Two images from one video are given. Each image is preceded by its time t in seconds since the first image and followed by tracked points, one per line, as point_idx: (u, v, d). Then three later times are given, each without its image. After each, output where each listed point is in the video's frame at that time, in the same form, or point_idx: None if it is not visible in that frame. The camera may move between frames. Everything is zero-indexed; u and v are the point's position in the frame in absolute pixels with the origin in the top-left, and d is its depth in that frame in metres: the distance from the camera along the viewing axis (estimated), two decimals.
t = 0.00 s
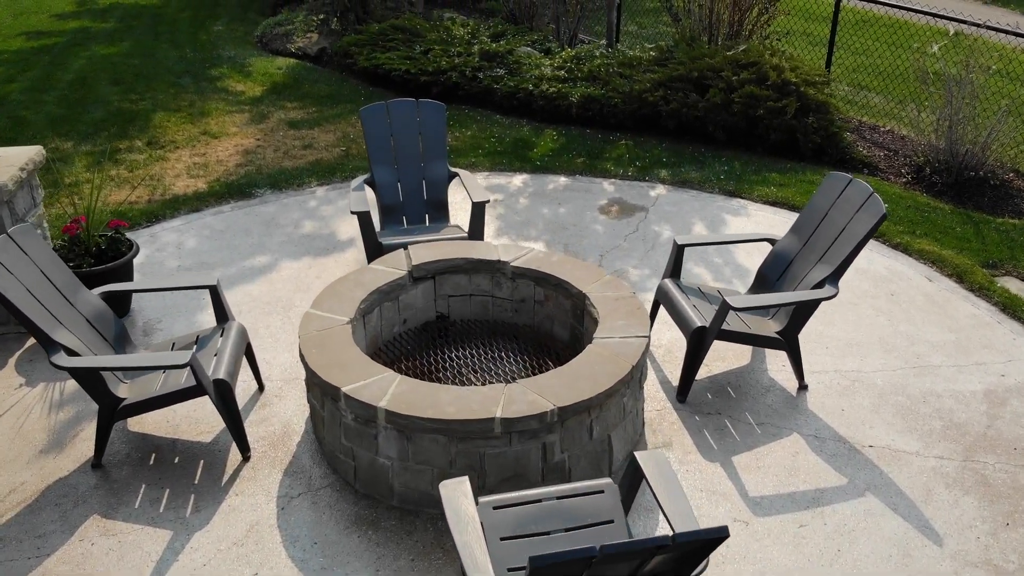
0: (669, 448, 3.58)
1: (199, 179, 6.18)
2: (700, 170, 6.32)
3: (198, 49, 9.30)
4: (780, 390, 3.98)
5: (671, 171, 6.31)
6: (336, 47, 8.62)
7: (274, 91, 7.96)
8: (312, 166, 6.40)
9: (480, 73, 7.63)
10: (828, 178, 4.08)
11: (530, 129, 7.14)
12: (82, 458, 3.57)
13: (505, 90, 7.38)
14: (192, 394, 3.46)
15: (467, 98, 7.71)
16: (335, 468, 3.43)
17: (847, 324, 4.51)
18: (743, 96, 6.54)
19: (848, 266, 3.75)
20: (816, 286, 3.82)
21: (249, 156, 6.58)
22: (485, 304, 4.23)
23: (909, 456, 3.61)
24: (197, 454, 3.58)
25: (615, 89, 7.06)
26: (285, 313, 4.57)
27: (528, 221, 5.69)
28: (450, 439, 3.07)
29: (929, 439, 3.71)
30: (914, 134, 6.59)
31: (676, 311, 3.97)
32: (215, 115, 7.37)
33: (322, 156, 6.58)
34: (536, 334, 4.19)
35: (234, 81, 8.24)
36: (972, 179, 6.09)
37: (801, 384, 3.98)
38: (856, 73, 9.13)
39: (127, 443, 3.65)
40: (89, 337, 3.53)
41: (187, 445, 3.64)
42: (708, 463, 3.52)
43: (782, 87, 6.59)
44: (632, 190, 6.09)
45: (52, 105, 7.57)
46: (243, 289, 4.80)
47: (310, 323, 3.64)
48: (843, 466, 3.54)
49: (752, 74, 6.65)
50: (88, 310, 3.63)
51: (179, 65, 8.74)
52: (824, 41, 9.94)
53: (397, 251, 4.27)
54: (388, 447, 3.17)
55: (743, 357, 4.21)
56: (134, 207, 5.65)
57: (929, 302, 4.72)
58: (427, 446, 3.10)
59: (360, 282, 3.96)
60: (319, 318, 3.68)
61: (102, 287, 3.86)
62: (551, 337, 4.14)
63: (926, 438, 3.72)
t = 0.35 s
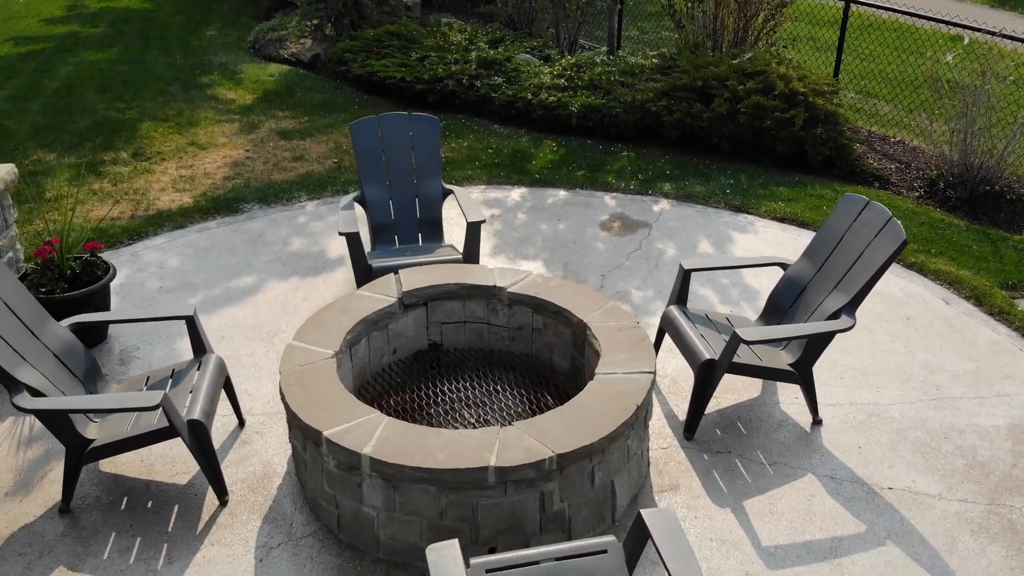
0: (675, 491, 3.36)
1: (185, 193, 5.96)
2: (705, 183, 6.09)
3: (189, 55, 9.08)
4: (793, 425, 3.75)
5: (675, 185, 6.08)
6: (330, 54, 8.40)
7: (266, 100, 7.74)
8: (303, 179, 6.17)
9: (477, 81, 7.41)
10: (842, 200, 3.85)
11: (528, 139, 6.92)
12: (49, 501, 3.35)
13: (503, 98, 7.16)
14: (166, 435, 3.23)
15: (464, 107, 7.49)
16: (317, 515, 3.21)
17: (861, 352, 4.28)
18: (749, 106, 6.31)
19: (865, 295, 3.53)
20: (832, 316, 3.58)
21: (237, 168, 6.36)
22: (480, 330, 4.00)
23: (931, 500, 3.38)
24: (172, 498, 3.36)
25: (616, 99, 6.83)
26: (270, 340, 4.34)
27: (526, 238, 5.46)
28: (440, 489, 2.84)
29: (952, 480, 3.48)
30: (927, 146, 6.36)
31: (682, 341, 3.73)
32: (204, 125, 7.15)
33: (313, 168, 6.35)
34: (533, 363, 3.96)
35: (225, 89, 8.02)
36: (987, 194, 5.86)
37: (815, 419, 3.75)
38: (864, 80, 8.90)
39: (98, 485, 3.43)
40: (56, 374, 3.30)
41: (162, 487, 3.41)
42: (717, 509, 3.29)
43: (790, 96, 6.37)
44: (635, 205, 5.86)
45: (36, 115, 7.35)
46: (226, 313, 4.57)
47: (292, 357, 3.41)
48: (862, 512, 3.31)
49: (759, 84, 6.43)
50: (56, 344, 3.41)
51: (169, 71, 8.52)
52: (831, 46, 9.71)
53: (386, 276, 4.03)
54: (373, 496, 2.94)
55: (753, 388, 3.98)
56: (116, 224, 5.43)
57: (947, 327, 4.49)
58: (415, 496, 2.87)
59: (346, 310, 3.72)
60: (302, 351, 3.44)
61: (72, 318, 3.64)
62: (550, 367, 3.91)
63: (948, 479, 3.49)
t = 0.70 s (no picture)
0: (684, 545, 3.11)
1: (169, 209, 5.72)
2: (711, 199, 5.84)
3: (179, 62, 8.84)
4: (809, 469, 3.51)
5: (679, 200, 5.83)
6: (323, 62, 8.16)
7: (257, 109, 7.50)
8: (292, 195, 5.92)
9: (474, 91, 7.17)
10: (863, 226, 3.61)
11: (527, 152, 6.67)
12: (9, 556, 3.11)
13: (501, 109, 6.92)
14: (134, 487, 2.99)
15: (461, 117, 7.26)
16: (298, 573, 2.97)
17: (879, 386, 4.04)
18: (757, 118, 6.07)
19: (886, 330, 3.29)
20: (851, 354, 3.34)
21: (224, 182, 6.11)
22: (475, 364, 3.73)
23: (960, 554, 3.13)
24: (143, 552, 3.12)
25: (618, 110, 6.60)
26: (253, 372, 4.10)
27: (524, 257, 5.22)
28: (429, 554, 2.60)
29: (981, 531, 3.24)
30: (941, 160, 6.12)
31: (691, 379, 3.48)
32: (191, 136, 6.91)
33: (303, 183, 6.11)
34: (532, 400, 3.70)
35: (214, 98, 7.78)
36: (1006, 211, 5.62)
37: (833, 463, 3.51)
38: (872, 87, 8.66)
39: (63, 537, 3.19)
40: (19, 419, 3.06)
41: (132, 540, 3.17)
42: (730, 565, 3.05)
43: (799, 108, 6.13)
44: (638, 223, 5.62)
45: (18, 125, 7.11)
46: (207, 342, 4.33)
47: (272, 399, 3.16)
48: (886, 567, 3.06)
49: (767, 95, 6.19)
50: (19, 386, 3.16)
51: (158, 79, 8.28)
52: (838, 53, 9.47)
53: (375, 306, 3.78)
54: (357, 558, 2.70)
55: (766, 427, 3.74)
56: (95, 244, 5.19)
57: (969, 358, 4.24)
58: (401, 559, 2.64)
59: (331, 345, 3.45)
60: (283, 392, 3.19)
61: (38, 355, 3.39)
62: (549, 405, 3.65)
63: (977, 530, 3.24)
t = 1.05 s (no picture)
0: None
1: (152, 228, 5.47)
2: (719, 216, 5.58)
3: (169, 70, 8.60)
4: (831, 520, 3.26)
5: (686, 218, 5.58)
6: (317, 70, 7.91)
7: (247, 120, 7.25)
8: (281, 212, 5.67)
9: (472, 102, 6.93)
10: (888, 257, 3.37)
11: (527, 166, 6.42)
12: None
13: (500, 121, 6.68)
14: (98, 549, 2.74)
15: (458, 128, 7.01)
16: None
17: (902, 425, 3.79)
18: (767, 131, 5.82)
19: (915, 373, 3.04)
20: (877, 398, 3.09)
21: (211, 198, 5.87)
22: (471, 405, 3.48)
23: None
24: None
25: (622, 122, 6.35)
26: (234, 409, 3.85)
27: (524, 279, 4.96)
28: None
29: None
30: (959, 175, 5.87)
31: (704, 424, 3.22)
32: (179, 149, 6.66)
33: (294, 199, 5.85)
34: (532, 444, 3.44)
35: (203, 108, 7.54)
36: None
37: (857, 513, 3.26)
38: (883, 95, 8.41)
39: None
40: None
41: None
42: None
43: (810, 121, 5.88)
44: (643, 242, 5.37)
45: None
46: (187, 376, 4.08)
47: (248, 450, 2.90)
48: None
49: (777, 108, 5.95)
50: None
51: (146, 88, 8.04)
52: (846, 60, 9.23)
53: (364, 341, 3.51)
54: None
55: (783, 472, 3.49)
56: (73, 266, 4.94)
57: (997, 393, 3.99)
58: None
59: (315, 387, 3.19)
60: (261, 443, 2.94)
61: None
62: (549, 449, 3.40)
63: None
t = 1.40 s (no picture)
0: None
1: (131, 249, 5.22)
2: (725, 235, 5.33)
3: (156, 78, 8.34)
4: None
5: (691, 237, 5.32)
6: (308, 78, 7.66)
7: (235, 131, 7.00)
8: (266, 231, 5.41)
9: (468, 113, 6.67)
10: (912, 295, 3.12)
11: (525, 180, 6.17)
12: None
13: (497, 133, 6.43)
14: None
15: (454, 140, 6.76)
16: None
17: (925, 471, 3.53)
18: (775, 146, 5.57)
19: (943, 424, 2.78)
20: (903, 451, 2.84)
21: (194, 216, 5.61)
22: (461, 451, 3.22)
23: None
24: None
25: (624, 135, 6.10)
26: (209, 453, 3.61)
27: (521, 304, 4.70)
28: None
29: None
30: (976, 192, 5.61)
31: (715, 477, 2.96)
32: (162, 163, 6.41)
33: (280, 217, 5.60)
34: (528, 496, 3.20)
35: (190, 118, 7.28)
36: None
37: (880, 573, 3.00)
38: (892, 103, 8.15)
39: None
40: None
41: None
42: None
43: (821, 136, 5.62)
44: (646, 263, 5.10)
45: None
46: (161, 415, 3.84)
47: (216, 509, 2.65)
48: None
49: (786, 121, 5.69)
50: None
51: (132, 97, 7.78)
52: (853, 66, 8.98)
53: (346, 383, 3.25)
54: None
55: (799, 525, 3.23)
56: (44, 292, 4.68)
57: None
58: None
59: (291, 436, 2.93)
60: (230, 503, 2.68)
61: None
62: (546, 501, 3.15)
63: None
